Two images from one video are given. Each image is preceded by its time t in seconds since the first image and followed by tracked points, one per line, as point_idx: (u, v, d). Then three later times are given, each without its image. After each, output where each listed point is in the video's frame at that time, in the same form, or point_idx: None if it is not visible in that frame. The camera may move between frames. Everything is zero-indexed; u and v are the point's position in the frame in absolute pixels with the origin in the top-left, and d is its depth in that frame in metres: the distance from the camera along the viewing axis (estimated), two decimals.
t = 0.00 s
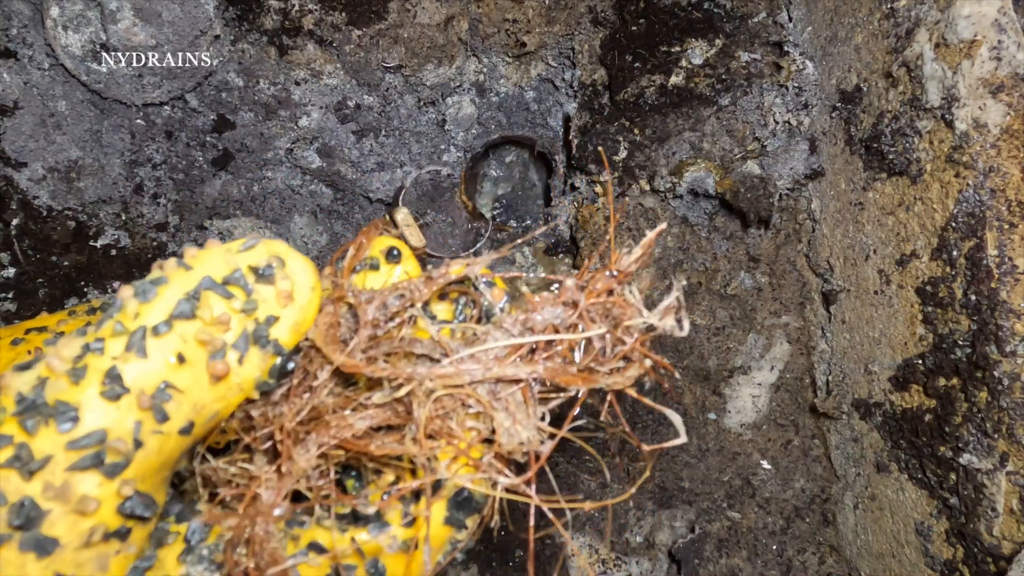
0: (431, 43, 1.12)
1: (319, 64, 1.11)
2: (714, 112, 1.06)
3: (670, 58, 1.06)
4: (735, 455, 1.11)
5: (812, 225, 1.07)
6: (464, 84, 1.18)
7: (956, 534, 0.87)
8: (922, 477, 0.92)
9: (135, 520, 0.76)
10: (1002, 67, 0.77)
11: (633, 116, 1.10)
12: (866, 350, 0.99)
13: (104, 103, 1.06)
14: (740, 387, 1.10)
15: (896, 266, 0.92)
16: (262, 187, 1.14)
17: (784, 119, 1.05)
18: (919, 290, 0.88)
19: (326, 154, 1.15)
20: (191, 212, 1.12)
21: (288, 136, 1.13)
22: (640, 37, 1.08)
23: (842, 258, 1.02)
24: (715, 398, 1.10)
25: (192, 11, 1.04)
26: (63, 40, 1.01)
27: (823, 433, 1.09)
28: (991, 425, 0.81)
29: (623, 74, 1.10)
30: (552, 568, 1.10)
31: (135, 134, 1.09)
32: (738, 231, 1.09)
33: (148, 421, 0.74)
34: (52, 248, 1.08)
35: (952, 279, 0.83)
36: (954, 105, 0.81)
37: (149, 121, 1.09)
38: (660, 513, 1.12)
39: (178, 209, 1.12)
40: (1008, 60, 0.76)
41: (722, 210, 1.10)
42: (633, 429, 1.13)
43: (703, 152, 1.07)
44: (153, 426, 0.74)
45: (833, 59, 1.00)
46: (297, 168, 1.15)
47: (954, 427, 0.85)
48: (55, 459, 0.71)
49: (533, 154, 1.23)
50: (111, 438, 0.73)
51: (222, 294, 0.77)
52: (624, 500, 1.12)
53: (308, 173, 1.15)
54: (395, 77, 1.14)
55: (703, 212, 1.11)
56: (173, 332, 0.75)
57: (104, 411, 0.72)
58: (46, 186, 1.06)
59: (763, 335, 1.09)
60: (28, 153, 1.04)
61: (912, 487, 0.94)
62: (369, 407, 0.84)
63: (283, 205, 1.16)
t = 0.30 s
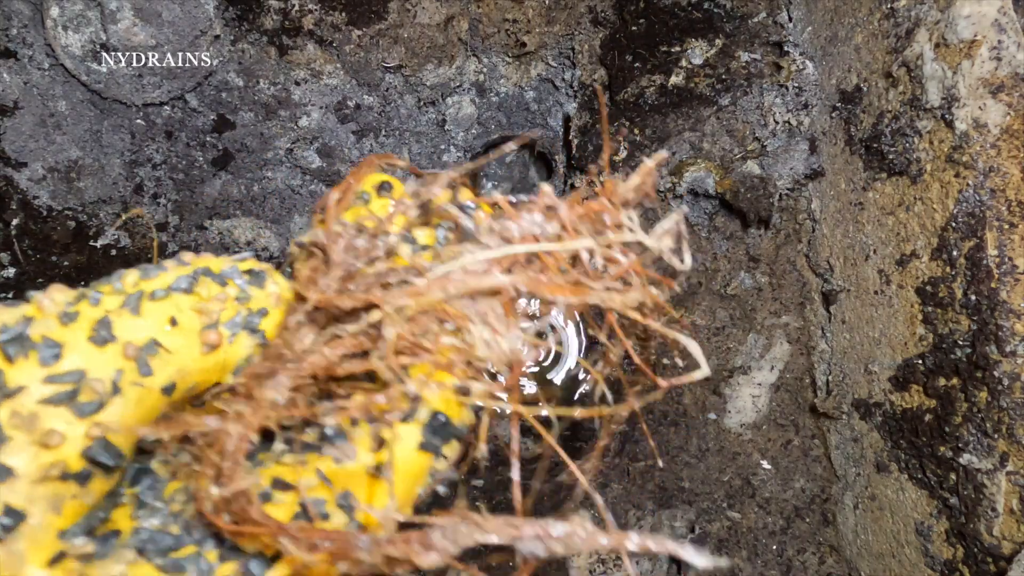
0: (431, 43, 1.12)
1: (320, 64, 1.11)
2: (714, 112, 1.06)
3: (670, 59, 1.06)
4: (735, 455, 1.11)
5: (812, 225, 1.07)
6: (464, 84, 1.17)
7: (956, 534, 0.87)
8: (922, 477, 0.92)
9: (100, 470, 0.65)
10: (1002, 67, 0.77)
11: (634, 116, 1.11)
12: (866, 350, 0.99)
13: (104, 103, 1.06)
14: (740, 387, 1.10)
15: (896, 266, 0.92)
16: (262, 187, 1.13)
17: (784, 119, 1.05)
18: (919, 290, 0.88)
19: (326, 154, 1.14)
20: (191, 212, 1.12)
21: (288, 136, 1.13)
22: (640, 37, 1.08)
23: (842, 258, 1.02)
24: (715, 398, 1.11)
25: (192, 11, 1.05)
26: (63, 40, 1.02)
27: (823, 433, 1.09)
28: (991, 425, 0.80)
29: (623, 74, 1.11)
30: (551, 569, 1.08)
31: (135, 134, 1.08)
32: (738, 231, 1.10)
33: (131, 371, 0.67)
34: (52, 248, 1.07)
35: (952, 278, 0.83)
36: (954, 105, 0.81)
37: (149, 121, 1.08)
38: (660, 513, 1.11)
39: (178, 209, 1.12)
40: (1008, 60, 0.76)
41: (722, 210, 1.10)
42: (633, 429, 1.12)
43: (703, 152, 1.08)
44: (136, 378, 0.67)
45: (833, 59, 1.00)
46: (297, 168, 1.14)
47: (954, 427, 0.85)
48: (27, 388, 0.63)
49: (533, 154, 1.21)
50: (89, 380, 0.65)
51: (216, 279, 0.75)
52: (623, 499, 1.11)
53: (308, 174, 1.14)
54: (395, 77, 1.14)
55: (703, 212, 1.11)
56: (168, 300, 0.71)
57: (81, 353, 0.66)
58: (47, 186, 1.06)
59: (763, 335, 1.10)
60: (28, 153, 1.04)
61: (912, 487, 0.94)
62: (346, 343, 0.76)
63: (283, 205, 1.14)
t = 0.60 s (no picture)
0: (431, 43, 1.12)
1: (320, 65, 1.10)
2: (714, 112, 1.06)
3: (670, 58, 1.07)
4: (735, 455, 1.11)
5: (812, 225, 1.07)
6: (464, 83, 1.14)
7: (956, 534, 0.87)
8: (922, 477, 0.92)
9: None
10: (1002, 67, 0.77)
11: (634, 116, 1.10)
12: (866, 350, 0.99)
13: (104, 103, 1.06)
14: (740, 387, 1.10)
15: (896, 266, 0.92)
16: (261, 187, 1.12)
17: (784, 119, 1.05)
18: (919, 290, 0.88)
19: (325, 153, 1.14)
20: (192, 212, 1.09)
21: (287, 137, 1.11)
22: (640, 37, 1.08)
23: (842, 257, 1.02)
24: (714, 398, 1.11)
25: (192, 11, 1.04)
26: (63, 40, 1.01)
27: (823, 433, 1.09)
28: (991, 425, 0.80)
29: (623, 74, 1.11)
30: (552, 568, 1.11)
31: (135, 134, 1.08)
32: (738, 231, 1.10)
33: None
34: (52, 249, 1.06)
35: (952, 279, 0.83)
36: (954, 105, 0.81)
37: (149, 121, 1.08)
38: (660, 513, 1.12)
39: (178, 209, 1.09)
40: (1008, 60, 0.76)
41: (722, 210, 1.10)
42: (633, 428, 1.13)
43: (704, 152, 1.08)
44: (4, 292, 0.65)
45: (833, 59, 1.00)
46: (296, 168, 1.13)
47: (954, 427, 0.85)
48: None
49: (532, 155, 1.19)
50: None
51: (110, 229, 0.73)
52: (623, 500, 1.12)
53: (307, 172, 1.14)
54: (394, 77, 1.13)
55: (703, 212, 1.11)
56: (53, 229, 0.70)
57: None
58: (47, 186, 1.06)
59: (762, 335, 1.09)
60: (28, 153, 1.04)
61: (912, 487, 0.94)
62: (230, 225, 0.67)
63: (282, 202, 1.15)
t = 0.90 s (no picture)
0: (431, 43, 1.12)
1: (320, 64, 1.10)
2: (714, 112, 1.06)
3: (670, 58, 1.07)
4: (735, 455, 1.11)
5: (812, 225, 1.07)
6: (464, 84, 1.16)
7: (956, 534, 0.86)
8: (922, 477, 0.92)
9: None
10: (1002, 67, 0.77)
11: (633, 116, 1.11)
12: (866, 350, 0.99)
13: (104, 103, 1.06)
14: (740, 387, 1.10)
15: (896, 266, 0.92)
16: (262, 187, 1.13)
17: (784, 119, 1.05)
18: (919, 291, 0.88)
19: (326, 154, 1.15)
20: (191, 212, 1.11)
21: (288, 136, 1.12)
22: (640, 37, 1.08)
23: (842, 258, 1.02)
24: (715, 398, 1.11)
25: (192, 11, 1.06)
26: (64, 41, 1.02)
27: (823, 433, 1.09)
28: (991, 425, 0.80)
29: (623, 74, 1.11)
30: (552, 568, 1.10)
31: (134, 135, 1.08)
32: (738, 231, 1.10)
33: None
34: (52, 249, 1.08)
35: (952, 278, 0.83)
36: (954, 105, 0.81)
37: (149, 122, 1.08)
38: (660, 513, 1.12)
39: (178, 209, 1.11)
40: (1008, 60, 0.77)
41: (722, 210, 1.10)
42: (633, 428, 1.14)
43: (704, 152, 1.08)
44: None
45: (833, 59, 1.00)
46: (296, 168, 1.15)
47: (954, 427, 0.85)
48: None
49: (533, 154, 1.22)
50: None
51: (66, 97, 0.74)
52: (623, 500, 1.13)
53: (308, 173, 1.15)
54: (395, 77, 1.14)
55: (703, 212, 1.11)
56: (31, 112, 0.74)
57: None
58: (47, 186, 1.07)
59: (763, 335, 1.09)
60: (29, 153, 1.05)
61: (912, 487, 0.94)
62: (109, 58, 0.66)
63: (283, 205, 1.16)
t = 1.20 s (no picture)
0: (431, 43, 1.12)
1: (319, 64, 1.10)
2: (714, 112, 1.07)
3: (670, 59, 1.07)
4: (735, 455, 1.11)
5: (812, 225, 1.07)
6: (464, 84, 1.18)
7: (956, 534, 0.86)
8: (922, 477, 0.91)
9: None
10: (1002, 67, 0.77)
11: (633, 116, 1.11)
12: (866, 350, 0.99)
13: (104, 103, 1.04)
14: (740, 387, 1.10)
15: (896, 266, 0.92)
16: (262, 187, 1.14)
17: (784, 119, 1.05)
18: (920, 291, 0.88)
19: (326, 154, 1.14)
20: (191, 212, 1.12)
21: (288, 136, 1.12)
22: (640, 37, 1.08)
23: (842, 257, 1.02)
24: (715, 398, 1.11)
25: (192, 11, 1.03)
26: (63, 40, 1.00)
27: (823, 433, 1.09)
28: (991, 425, 0.80)
29: (623, 74, 1.11)
30: (552, 568, 1.10)
31: (134, 134, 1.07)
32: (738, 231, 1.10)
33: None
34: (53, 248, 1.05)
35: (952, 278, 0.83)
36: (954, 105, 0.81)
37: (149, 121, 1.07)
38: (660, 513, 1.12)
39: (178, 209, 1.12)
40: (1008, 59, 0.77)
41: (722, 210, 1.10)
42: (633, 428, 1.15)
43: (704, 152, 1.08)
44: None
45: (834, 58, 1.00)
46: (296, 168, 1.14)
47: (954, 427, 0.85)
48: None
49: (533, 154, 1.24)
50: None
51: None
52: (623, 499, 1.13)
53: (308, 173, 1.15)
54: (395, 77, 1.14)
55: (703, 212, 1.11)
56: None
57: None
58: (47, 186, 1.05)
59: (763, 335, 1.09)
60: (29, 153, 1.03)
61: (912, 487, 0.93)
62: None
63: (283, 205, 1.16)
